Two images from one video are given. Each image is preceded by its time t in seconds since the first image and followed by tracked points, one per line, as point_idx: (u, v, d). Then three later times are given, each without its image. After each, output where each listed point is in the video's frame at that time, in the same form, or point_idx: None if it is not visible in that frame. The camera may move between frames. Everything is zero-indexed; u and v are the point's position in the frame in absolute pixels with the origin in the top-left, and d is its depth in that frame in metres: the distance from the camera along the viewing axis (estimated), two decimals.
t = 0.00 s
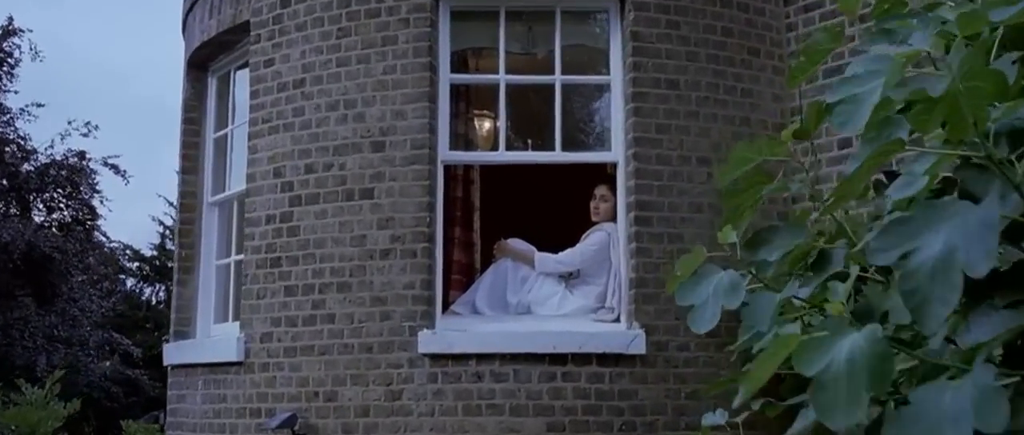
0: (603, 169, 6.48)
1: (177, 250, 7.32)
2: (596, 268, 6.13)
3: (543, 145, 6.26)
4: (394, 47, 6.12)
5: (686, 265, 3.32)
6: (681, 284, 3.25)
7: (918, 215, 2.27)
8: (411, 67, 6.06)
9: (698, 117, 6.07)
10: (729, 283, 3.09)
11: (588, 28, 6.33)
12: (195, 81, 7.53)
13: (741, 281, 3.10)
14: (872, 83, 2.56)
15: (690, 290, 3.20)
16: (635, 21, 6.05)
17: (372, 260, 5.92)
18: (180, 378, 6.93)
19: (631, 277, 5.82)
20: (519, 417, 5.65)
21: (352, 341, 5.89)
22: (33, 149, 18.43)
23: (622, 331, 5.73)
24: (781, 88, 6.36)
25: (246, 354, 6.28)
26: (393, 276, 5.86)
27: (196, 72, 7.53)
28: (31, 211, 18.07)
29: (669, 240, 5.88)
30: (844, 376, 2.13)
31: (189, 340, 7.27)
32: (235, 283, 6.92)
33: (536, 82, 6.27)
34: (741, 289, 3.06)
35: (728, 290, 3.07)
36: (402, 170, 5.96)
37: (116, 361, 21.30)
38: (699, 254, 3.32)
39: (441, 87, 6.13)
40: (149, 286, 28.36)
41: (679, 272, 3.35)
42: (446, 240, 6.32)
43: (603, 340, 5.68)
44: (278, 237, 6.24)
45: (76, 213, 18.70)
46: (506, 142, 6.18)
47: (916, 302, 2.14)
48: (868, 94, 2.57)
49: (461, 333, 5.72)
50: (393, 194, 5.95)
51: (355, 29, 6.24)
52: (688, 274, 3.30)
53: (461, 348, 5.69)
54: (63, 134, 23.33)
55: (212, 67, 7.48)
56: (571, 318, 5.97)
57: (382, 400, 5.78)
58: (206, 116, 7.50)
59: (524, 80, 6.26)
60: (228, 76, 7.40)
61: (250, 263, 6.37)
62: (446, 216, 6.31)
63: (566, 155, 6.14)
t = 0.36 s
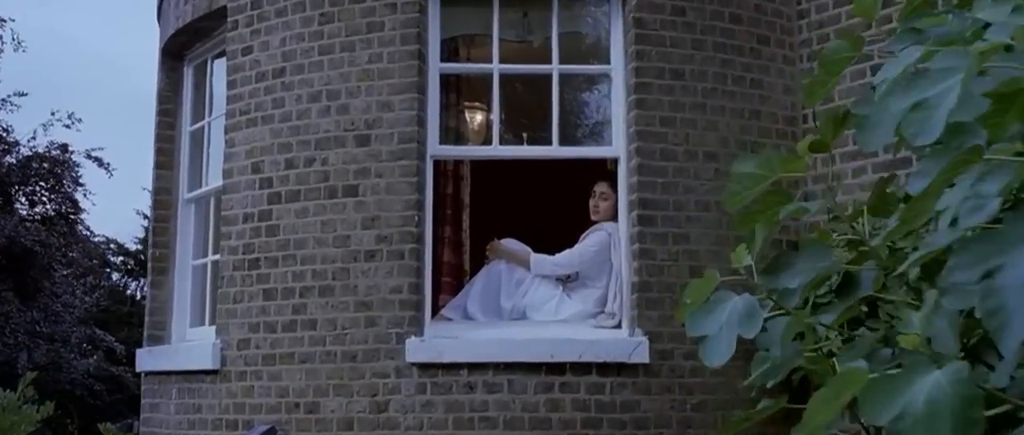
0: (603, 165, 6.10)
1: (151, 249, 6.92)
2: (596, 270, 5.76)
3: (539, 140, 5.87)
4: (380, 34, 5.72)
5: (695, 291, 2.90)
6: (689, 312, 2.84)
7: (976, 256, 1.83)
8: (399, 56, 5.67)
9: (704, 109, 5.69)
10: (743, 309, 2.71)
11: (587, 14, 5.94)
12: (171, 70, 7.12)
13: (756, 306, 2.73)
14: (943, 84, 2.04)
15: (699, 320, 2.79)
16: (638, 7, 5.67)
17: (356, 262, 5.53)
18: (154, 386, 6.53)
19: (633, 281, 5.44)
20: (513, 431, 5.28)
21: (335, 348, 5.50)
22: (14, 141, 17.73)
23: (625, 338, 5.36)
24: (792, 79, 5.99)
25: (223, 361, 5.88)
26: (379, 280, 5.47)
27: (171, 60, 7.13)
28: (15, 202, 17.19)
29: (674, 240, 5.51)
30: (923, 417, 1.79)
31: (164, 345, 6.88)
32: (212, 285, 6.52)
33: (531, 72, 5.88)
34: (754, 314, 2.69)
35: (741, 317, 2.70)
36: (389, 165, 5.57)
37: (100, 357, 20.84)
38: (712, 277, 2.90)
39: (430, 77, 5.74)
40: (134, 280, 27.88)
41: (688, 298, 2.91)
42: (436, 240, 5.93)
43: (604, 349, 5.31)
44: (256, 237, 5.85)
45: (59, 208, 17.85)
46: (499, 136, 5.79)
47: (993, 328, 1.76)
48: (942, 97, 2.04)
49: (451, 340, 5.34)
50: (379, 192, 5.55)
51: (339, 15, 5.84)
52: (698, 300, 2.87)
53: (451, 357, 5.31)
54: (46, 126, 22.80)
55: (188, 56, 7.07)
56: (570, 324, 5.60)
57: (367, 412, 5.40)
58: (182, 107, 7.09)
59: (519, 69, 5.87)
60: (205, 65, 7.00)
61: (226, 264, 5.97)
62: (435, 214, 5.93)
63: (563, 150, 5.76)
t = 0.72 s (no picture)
0: (606, 161, 5.77)
1: (130, 249, 6.57)
2: (599, 273, 5.42)
3: (541, 133, 5.53)
4: (371, 22, 5.37)
5: (721, 313, 2.26)
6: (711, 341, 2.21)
7: None
8: (391, 44, 5.32)
9: (716, 102, 5.35)
10: (772, 346, 2.09)
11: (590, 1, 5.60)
12: (152, 60, 6.76)
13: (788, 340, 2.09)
14: None
15: (721, 354, 2.17)
16: None
17: (345, 264, 5.19)
18: (132, 393, 6.19)
19: (640, 285, 5.11)
20: None
21: (322, 357, 5.16)
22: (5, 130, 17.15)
23: (631, 346, 5.03)
24: (808, 70, 5.65)
25: (204, 369, 5.53)
26: (369, 283, 5.13)
27: (152, 50, 6.77)
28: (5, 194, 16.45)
29: (683, 242, 5.17)
30: None
31: (143, 349, 6.53)
32: (193, 287, 6.18)
33: (531, 63, 5.54)
34: (784, 352, 2.07)
35: (771, 354, 2.08)
36: (380, 161, 5.22)
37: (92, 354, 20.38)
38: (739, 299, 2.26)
39: (424, 67, 5.39)
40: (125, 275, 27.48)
41: (713, 321, 2.28)
42: (430, 240, 5.60)
43: (609, 357, 4.97)
44: (239, 237, 5.50)
45: (47, 201, 16.95)
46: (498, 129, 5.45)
47: None
48: None
49: (446, 348, 5.00)
50: (370, 190, 5.21)
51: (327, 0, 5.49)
52: (725, 327, 2.23)
53: (447, 367, 4.96)
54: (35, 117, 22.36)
55: (170, 45, 6.72)
56: (572, 330, 5.26)
57: (357, 425, 5.06)
58: (163, 99, 6.74)
59: (518, 59, 5.52)
60: (188, 55, 6.64)
61: (207, 266, 5.63)
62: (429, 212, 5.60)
63: (565, 144, 5.42)
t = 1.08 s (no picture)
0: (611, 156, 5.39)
1: (104, 249, 6.17)
2: (605, 275, 5.04)
3: (541, 127, 5.12)
4: (360, 6, 4.98)
5: (775, 322, 1.99)
6: (766, 350, 1.92)
7: None
8: (382, 29, 4.93)
9: (731, 92, 4.98)
10: (836, 349, 1.77)
11: None
12: (126, 47, 6.36)
13: (858, 343, 1.78)
14: None
15: (778, 364, 1.86)
16: None
17: (332, 268, 4.80)
18: (106, 404, 5.80)
19: (651, 290, 4.74)
20: None
21: (307, 367, 4.78)
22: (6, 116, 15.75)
23: (641, 357, 4.65)
24: (828, 59, 5.28)
25: (181, 380, 5.14)
26: (358, 288, 4.75)
27: (127, 37, 6.36)
28: None
29: (697, 243, 4.80)
30: None
31: (118, 355, 6.14)
32: (169, 290, 5.78)
33: (531, 50, 5.14)
34: (850, 355, 1.76)
35: (836, 357, 1.76)
36: (370, 156, 4.83)
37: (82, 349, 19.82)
38: (796, 303, 2.00)
39: (416, 54, 5.01)
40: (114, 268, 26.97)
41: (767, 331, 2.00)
42: (423, 240, 5.21)
43: (617, 368, 4.60)
44: (218, 237, 5.11)
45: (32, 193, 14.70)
46: (494, 121, 5.06)
47: None
48: None
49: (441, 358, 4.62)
50: (358, 187, 4.83)
51: None
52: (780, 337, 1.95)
53: (441, 379, 4.59)
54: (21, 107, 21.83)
55: (145, 31, 6.32)
56: (577, 338, 4.88)
57: None
58: (139, 89, 6.34)
59: (517, 46, 5.12)
60: (164, 42, 6.24)
61: (183, 268, 5.23)
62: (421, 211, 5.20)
63: (569, 138, 5.03)
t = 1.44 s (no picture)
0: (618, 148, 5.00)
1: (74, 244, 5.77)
2: (612, 276, 4.66)
3: (543, 115, 4.73)
4: None
5: (856, 331, 1.85)
6: (849, 368, 1.79)
7: None
8: (371, 8, 4.53)
9: (750, 78, 4.59)
10: (935, 375, 1.65)
11: None
12: (98, 29, 5.94)
13: (952, 361, 1.67)
14: None
15: (859, 383, 1.75)
16: None
17: (316, 268, 4.41)
18: (75, 411, 5.40)
19: (663, 294, 4.36)
20: None
21: (290, 376, 4.39)
22: None
23: (653, 366, 4.28)
24: (853, 43, 4.90)
25: (154, 388, 4.75)
26: (344, 290, 4.36)
27: (99, 17, 5.94)
28: None
29: (713, 242, 4.42)
30: None
31: (89, 358, 5.74)
32: (143, 290, 5.39)
33: (534, 32, 4.74)
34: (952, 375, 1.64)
35: (938, 384, 1.64)
36: (358, 147, 4.44)
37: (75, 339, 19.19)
38: (878, 310, 1.83)
39: (409, 36, 4.61)
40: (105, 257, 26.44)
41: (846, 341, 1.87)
42: (415, 237, 4.82)
43: (627, 378, 4.22)
44: (193, 234, 4.71)
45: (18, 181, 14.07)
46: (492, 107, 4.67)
47: None
48: None
49: (435, 367, 4.24)
50: (345, 181, 4.43)
51: None
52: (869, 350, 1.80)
53: (435, 389, 4.21)
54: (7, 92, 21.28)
55: (118, 11, 5.90)
56: (582, 344, 4.50)
57: None
58: (112, 74, 5.93)
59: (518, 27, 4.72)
60: (139, 23, 5.83)
61: (156, 267, 4.83)
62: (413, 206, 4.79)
63: (574, 127, 4.64)
